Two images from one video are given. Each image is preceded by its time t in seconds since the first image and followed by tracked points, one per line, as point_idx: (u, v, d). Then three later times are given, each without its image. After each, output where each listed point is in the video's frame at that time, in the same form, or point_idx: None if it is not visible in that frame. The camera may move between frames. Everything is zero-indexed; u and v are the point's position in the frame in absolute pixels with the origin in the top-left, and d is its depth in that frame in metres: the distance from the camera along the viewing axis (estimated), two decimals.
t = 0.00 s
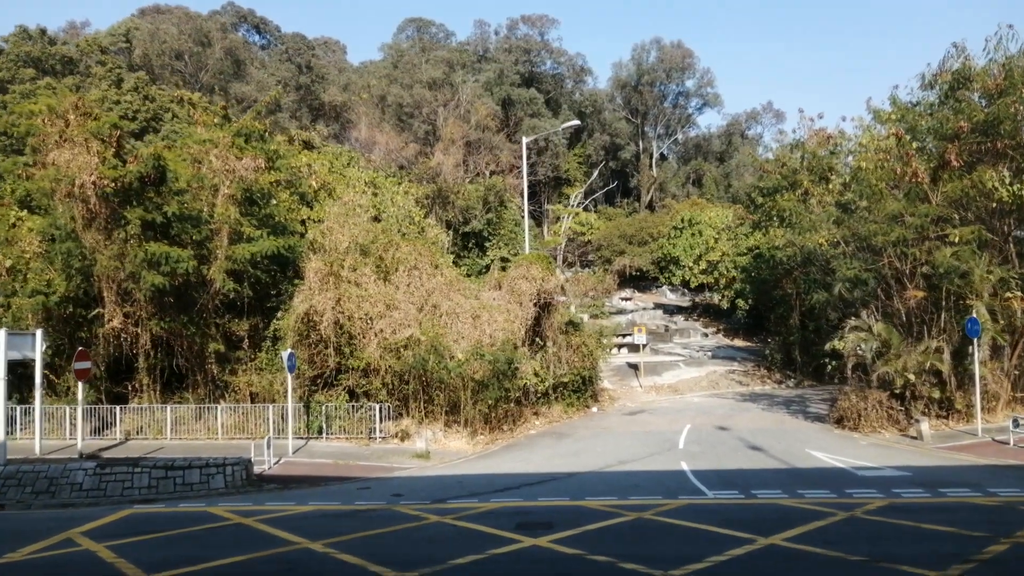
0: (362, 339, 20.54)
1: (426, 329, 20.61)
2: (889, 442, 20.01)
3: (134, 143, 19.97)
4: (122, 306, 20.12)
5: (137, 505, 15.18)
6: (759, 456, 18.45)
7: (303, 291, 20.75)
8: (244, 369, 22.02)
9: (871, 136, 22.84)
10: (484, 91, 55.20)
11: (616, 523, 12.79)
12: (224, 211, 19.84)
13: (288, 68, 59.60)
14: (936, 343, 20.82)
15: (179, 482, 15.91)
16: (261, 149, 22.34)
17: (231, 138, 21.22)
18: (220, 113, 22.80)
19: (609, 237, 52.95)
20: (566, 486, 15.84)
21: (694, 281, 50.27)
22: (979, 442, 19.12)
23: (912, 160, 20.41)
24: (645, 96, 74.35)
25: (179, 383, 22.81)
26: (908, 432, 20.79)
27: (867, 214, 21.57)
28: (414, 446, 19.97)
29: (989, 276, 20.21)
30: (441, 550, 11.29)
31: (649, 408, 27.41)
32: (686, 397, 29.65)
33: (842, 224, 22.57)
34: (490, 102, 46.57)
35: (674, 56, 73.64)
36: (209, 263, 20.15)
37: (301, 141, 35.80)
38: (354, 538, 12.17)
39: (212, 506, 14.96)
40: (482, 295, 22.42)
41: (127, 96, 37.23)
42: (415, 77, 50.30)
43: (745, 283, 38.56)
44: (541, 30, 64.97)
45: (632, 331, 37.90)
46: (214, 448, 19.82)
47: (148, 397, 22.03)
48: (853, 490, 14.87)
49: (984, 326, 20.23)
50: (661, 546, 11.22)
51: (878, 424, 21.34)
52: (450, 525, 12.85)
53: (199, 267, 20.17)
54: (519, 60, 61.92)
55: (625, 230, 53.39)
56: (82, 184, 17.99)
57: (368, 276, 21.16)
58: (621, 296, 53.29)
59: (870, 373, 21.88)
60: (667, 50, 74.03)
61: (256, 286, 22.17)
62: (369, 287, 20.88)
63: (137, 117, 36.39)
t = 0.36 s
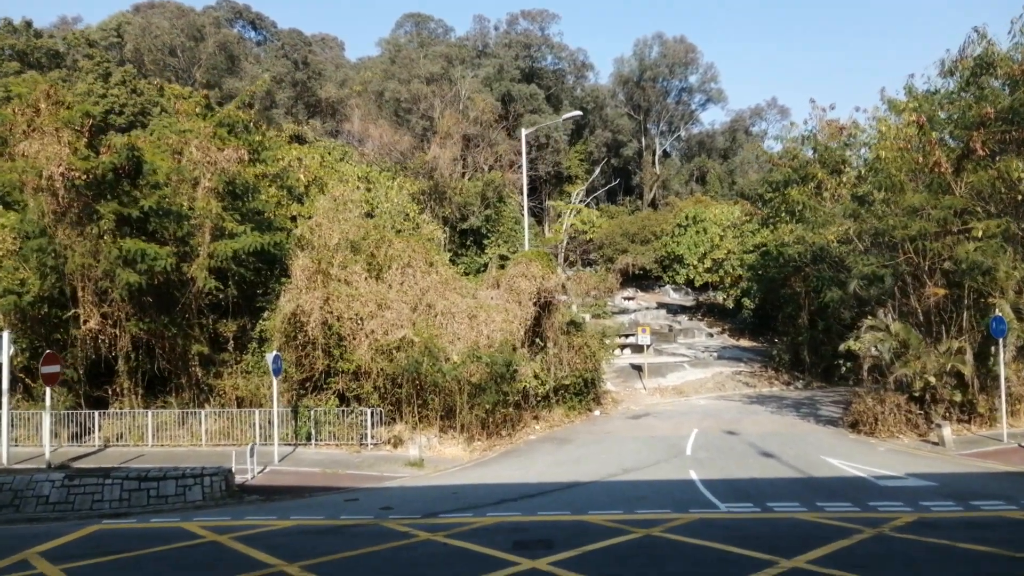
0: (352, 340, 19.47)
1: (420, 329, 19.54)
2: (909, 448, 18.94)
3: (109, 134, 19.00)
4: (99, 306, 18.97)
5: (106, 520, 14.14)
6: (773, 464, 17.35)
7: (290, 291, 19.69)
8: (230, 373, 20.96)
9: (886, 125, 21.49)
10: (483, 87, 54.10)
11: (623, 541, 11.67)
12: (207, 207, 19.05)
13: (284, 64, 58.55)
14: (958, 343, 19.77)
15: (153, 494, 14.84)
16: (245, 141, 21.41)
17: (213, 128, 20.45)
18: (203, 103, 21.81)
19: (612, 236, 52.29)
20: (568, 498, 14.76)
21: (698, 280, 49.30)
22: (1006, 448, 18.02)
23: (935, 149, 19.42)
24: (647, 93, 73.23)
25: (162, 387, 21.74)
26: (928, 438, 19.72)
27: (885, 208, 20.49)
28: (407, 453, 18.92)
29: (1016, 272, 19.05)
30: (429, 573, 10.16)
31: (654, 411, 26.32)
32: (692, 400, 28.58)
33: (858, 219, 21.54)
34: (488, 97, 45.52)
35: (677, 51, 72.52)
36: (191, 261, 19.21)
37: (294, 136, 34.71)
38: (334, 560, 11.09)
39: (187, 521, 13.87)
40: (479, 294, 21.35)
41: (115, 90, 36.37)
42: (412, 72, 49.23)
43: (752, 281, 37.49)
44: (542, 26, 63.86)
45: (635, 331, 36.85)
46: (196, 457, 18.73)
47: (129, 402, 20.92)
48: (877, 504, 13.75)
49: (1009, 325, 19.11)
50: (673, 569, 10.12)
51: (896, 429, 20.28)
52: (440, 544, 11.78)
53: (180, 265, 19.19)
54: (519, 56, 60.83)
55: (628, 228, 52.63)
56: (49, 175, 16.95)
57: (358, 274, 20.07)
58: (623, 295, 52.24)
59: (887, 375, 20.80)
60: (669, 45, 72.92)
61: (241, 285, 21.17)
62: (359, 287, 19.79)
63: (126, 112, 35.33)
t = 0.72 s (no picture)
0: (343, 343, 18.54)
1: (413, 330, 18.64)
2: (929, 458, 17.98)
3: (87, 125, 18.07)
4: (77, 307, 18.14)
5: (75, 537, 13.20)
6: (786, 476, 16.37)
7: (277, 292, 18.78)
8: (216, 377, 20.03)
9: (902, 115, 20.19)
10: (483, 85, 53.17)
11: (630, 563, 10.69)
12: (190, 202, 18.33)
13: (281, 61, 57.68)
14: (980, 348, 18.92)
15: (127, 508, 13.91)
16: (230, 135, 20.88)
17: (197, 120, 19.71)
18: (185, 94, 20.71)
19: (613, 237, 51.62)
20: (568, 513, 13.77)
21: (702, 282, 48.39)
22: None
23: (956, 144, 18.49)
24: (650, 92, 72.30)
25: (145, 392, 20.85)
26: (948, 446, 18.77)
27: (904, 204, 19.55)
28: (399, 462, 18.01)
29: None
30: None
31: (658, 417, 25.37)
32: (697, 405, 27.63)
33: (873, 218, 20.59)
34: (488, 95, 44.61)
35: (680, 50, 71.58)
36: (173, 261, 18.43)
37: (287, 133, 33.79)
38: None
39: (160, 538, 12.90)
40: (477, 295, 20.44)
41: (105, 85, 36.03)
42: (411, 70, 48.32)
43: (758, 283, 36.52)
44: (543, 24, 62.94)
45: (638, 333, 35.92)
46: (179, 466, 17.78)
47: (111, 408, 20.01)
48: (902, 521, 12.80)
49: None
50: None
51: (913, 437, 19.32)
52: (430, 566, 10.81)
53: (162, 264, 18.37)
54: (520, 54, 59.92)
55: (629, 229, 51.93)
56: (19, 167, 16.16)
57: (350, 274, 19.18)
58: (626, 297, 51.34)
59: (904, 380, 19.84)
60: (672, 44, 71.97)
61: (227, 285, 20.32)
62: (350, 287, 18.87)
63: (115, 108, 34.45)
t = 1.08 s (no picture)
0: (334, 344, 17.79)
1: (408, 331, 17.90)
2: (947, 465, 17.22)
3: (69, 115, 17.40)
4: (59, 306, 17.32)
5: (46, 548, 12.48)
6: (799, 484, 15.57)
7: (267, 290, 18.04)
8: (204, 379, 19.29)
9: (919, 105, 19.36)
10: (483, 81, 52.40)
11: None
12: (174, 196, 17.62)
13: (279, 58, 56.96)
14: (998, 350, 18.04)
15: (103, 518, 13.18)
16: (219, 127, 20.30)
17: (182, 111, 19.02)
18: (172, 84, 19.93)
19: (615, 236, 50.89)
20: (570, 525, 12.99)
21: (705, 281, 47.63)
22: None
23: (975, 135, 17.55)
24: (652, 90, 71.51)
25: (131, 395, 20.07)
26: (966, 453, 18.01)
27: (920, 200, 18.77)
28: (393, 468, 17.28)
29: None
30: None
31: (662, 420, 24.62)
32: (702, 408, 26.88)
33: (887, 215, 19.84)
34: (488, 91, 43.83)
35: (683, 48, 70.75)
36: (157, 258, 17.64)
37: (283, 128, 33.03)
38: None
39: (135, 551, 12.13)
40: (475, 295, 19.71)
41: (97, 80, 35.33)
42: (410, 66, 47.55)
43: (764, 282, 35.75)
44: (544, 20, 62.14)
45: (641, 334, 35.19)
46: (163, 472, 16.98)
47: (94, 412, 19.21)
48: (925, 535, 12.01)
49: None
50: None
51: (930, 443, 18.56)
52: None
53: (145, 262, 17.63)
54: (521, 51, 59.15)
55: (631, 227, 51.20)
56: None
57: (343, 272, 18.44)
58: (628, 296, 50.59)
59: (919, 383, 19.05)
60: (674, 41, 71.15)
61: (215, 283, 19.60)
62: (343, 286, 18.15)
63: (107, 103, 33.72)
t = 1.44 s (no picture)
0: (328, 344, 17.21)
1: (404, 331, 17.34)
2: (961, 470, 16.65)
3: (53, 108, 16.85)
4: (43, 305, 16.76)
5: (22, 559, 11.89)
6: (808, 490, 14.99)
7: (258, 289, 17.48)
8: (194, 380, 18.70)
9: (930, 101, 18.68)
10: (483, 79, 51.79)
11: None
12: (161, 191, 17.08)
13: (277, 55, 56.35)
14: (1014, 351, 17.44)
15: (83, 527, 12.60)
16: (210, 121, 19.78)
17: (172, 105, 18.60)
18: (162, 77, 19.35)
19: (617, 235, 50.30)
20: (571, 534, 12.40)
21: (708, 281, 47.04)
22: None
23: (991, 129, 16.91)
24: (653, 88, 70.82)
25: (120, 397, 19.47)
26: (980, 457, 17.44)
27: (934, 195, 18.18)
28: (388, 472, 16.72)
29: None
30: None
31: (665, 422, 24.03)
32: (706, 410, 26.30)
33: (898, 211, 19.24)
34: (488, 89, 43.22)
35: (684, 46, 70.10)
36: (144, 255, 17.10)
37: (279, 125, 32.43)
38: None
39: (114, 563, 11.52)
40: (473, 294, 19.15)
41: (90, 76, 34.77)
42: (409, 63, 46.96)
43: (767, 282, 35.16)
44: (544, 18, 61.53)
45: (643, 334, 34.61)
46: (150, 477, 16.38)
47: (80, 414, 18.59)
48: (944, 545, 11.38)
49: None
50: None
51: (943, 447, 17.99)
52: None
53: (132, 259, 17.08)
54: (521, 49, 58.53)
55: (633, 226, 50.61)
56: None
57: (337, 271, 17.89)
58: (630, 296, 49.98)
59: (931, 385, 18.46)
60: (676, 39, 70.47)
61: (205, 282, 19.05)
62: (337, 284, 17.58)
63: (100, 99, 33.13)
